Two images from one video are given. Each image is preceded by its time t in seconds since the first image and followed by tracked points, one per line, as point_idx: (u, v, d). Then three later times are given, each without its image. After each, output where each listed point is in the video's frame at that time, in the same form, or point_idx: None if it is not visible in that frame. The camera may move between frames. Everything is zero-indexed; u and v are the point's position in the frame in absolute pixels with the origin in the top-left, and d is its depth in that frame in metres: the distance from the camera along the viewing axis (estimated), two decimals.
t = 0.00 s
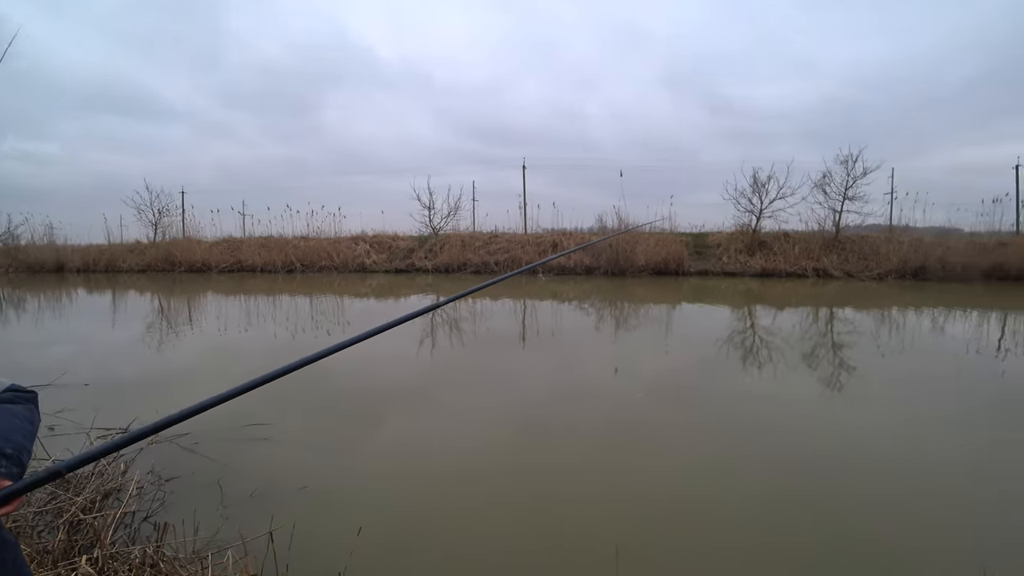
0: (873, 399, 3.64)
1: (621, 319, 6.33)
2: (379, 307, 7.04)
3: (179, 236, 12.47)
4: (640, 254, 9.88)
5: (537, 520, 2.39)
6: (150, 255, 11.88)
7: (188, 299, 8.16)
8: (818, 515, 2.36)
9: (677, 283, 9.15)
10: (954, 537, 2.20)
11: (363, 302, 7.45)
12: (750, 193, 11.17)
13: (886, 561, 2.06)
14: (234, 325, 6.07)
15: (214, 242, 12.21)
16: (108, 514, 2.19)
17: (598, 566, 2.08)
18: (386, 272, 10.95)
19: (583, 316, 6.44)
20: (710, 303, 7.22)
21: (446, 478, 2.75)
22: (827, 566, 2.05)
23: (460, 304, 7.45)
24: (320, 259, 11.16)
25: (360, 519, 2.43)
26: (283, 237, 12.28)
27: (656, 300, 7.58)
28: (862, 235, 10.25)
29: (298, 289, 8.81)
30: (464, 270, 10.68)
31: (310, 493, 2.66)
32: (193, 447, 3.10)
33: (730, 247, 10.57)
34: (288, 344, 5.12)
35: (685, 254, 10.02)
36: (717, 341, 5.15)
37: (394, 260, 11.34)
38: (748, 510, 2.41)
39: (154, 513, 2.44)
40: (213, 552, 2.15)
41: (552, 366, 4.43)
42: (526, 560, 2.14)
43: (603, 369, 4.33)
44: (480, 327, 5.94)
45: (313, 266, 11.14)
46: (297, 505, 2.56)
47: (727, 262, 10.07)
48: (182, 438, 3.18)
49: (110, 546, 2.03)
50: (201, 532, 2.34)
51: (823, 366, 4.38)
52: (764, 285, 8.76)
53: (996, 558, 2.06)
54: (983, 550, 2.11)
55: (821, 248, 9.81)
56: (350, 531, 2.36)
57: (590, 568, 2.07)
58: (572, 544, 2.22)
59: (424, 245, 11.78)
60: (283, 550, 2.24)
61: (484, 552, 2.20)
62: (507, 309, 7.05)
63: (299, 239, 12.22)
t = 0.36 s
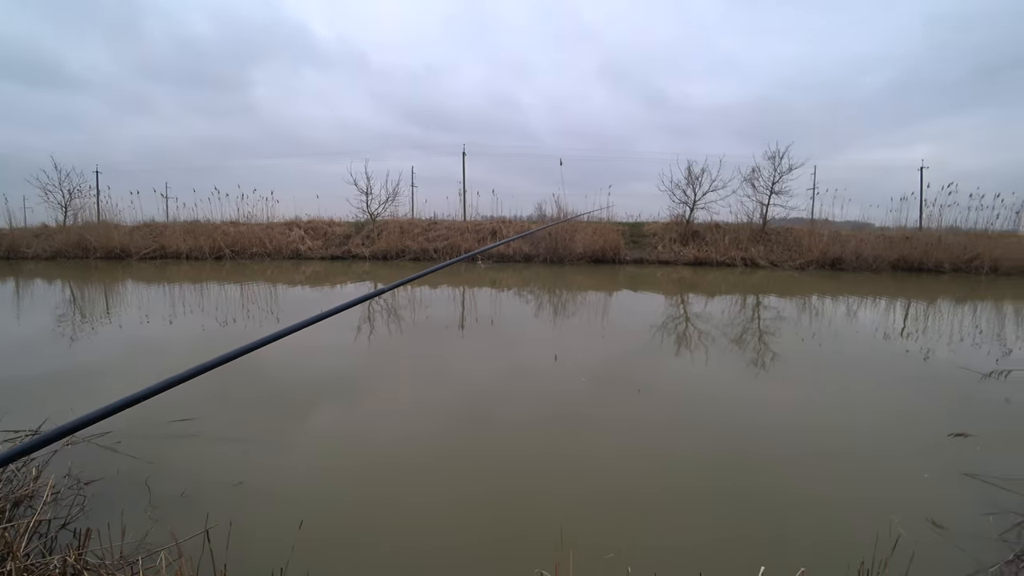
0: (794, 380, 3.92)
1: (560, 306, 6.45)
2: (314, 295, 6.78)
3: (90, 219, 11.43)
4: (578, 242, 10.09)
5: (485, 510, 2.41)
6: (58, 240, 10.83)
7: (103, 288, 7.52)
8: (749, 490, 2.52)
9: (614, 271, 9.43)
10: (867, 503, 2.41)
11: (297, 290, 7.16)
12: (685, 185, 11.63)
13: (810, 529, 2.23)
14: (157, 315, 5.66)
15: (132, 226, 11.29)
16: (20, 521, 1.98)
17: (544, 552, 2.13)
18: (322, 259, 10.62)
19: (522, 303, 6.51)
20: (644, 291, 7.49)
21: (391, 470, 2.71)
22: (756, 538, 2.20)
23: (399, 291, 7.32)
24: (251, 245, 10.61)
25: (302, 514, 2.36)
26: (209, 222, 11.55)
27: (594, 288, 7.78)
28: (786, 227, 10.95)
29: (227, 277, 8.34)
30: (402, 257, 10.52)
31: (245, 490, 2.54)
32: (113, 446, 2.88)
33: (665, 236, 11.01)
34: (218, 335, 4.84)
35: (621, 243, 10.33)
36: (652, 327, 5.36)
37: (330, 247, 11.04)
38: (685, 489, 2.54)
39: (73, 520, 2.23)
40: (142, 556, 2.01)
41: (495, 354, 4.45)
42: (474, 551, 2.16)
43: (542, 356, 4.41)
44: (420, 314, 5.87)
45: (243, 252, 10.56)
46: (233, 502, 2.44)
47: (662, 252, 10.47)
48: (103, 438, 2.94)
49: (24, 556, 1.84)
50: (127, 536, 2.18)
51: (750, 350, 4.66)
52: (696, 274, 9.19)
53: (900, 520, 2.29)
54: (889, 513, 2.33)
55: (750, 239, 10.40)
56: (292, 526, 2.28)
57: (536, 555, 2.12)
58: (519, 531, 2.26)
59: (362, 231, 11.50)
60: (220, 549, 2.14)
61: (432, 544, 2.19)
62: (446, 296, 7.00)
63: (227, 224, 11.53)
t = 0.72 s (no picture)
0: (729, 360, 4.14)
1: (504, 291, 6.50)
2: (251, 284, 6.48)
3: None
4: (522, 228, 10.14)
5: (432, 492, 2.41)
6: None
7: (12, 280, 6.86)
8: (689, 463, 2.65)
9: (558, 257, 9.59)
10: (793, 470, 2.60)
11: (234, 279, 6.82)
12: (627, 173, 11.93)
13: (745, 497, 2.38)
14: (77, 308, 5.23)
15: (42, 212, 10.35)
16: None
17: (491, 530, 2.17)
18: (259, 246, 10.20)
19: (468, 289, 6.51)
20: (587, 276, 7.67)
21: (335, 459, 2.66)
22: (694, 506, 2.32)
23: (341, 278, 7.14)
24: (181, 231, 9.99)
25: (244, 509, 2.29)
26: (133, 208, 10.75)
27: (539, 273, 7.88)
28: (723, 215, 11.46)
29: (155, 266, 7.81)
30: (344, 244, 10.25)
31: (183, 488, 2.43)
32: (29, 449, 2.66)
33: (608, 223, 11.29)
34: (148, 328, 4.55)
35: (565, 229, 10.51)
36: (596, 311, 5.49)
37: (268, 234, 10.59)
38: (627, 463, 2.64)
39: None
40: (71, 564, 1.88)
41: (443, 341, 4.43)
42: (422, 531, 2.16)
43: (488, 341, 4.44)
44: (364, 301, 5.75)
45: (174, 240, 9.92)
46: (169, 501, 2.33)
47: (605, 238, 10.72)
48: (20, 441, 2.72)
49: None
50: (52, 544, 2.03)
51: (689, 332, 4.88)
52: (637, 259, 9.49)
53: (822, 484, 2.48)
54: (813, 478, 2.53)
55: (688, 226, 10.84)
56: (234, 522, 2.21)
57: (483, 533, 2.15)
58: (467, 512, 2.28)
59: (302, 217, 11.12)
60: (158, 551, 2.04)
61: (379, 528, 2.18)
62: (390, 283, 6.89)
63: (154, 210, 10.78)
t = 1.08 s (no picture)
0: (683, 343, 4.29)
1: (461, 277, 6.49)
2: (199, 271, 6.20)
3: None
4: (479, 214, 10.11)
5: (392, 480, 2.42)
6: None
7: None
8: (644, 444, 2.75)
9: (515, 242, 9.63)
10: (741, 447, 2.75)
11: (180, 266, 6.50)
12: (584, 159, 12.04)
13: (695, 474, 2.50)
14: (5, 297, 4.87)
15: None
16: None
17: (449, 516, 2.20)
18: (206, 232, 9.77)
19: (424, 275, 6.47)
20: (544, 261, 7.74)
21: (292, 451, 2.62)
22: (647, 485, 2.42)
23: (294, 265, 6.94)
24: (119, 216, 9.41)
25: (194, 506, 2.23)
26: (64, 190, 10.03)
27: (496, 258, 7.90)
28: (677, 202, 11.78)
29: (92, 253, 7.36)
30: (296, 229, 9.94)
31: (129, 486, 2.33)
32: None
33: (564, 208, 11.39)
34: (87, 318, 4.30)
35: (522, 215, 10.56)
36: (552, 296, 5.57)
37: (215, 219, 10.15)
38: (585, 446, 2.71)
39: None
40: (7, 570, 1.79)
41: (402, 328, 4.40)
42: (382, 521, 2.17)
43: (445, 328, 4.44)
44: (319, 288, 5.61)
45: (114, 225, 9.35)
46: (114, 500, 2.24)
47: (561, 223, 10.84)
48: None
49: None
50: None
51: (644, 317, 5.02)
52: (593, 245, 9.64)
53: (768, 459, 2.63)
54: (761, 455, 2.67)
55: (642, 212, 11.08)
56: (186, 519, 2.15)
57: (442, 519, 2.18)
58: (427, 499, 2.30)
59: (251, 201, 10.72)
60: (103, 552, 1.97)
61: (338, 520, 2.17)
62: (345, 269, 6.75)
63: (89, 193, 10.11)
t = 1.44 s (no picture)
0: (656, 331, 4.37)
1: (436, 267, 6.46)
2: (165, 266, 6.02)
3: None
4: (452, 204, 10.06)
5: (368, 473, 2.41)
6: None
7: None
8: (617, 432, 2.79)
9: (489, 232, 9.61)
10: (711, 432, 2.82)
11: (145, 262, 6.30)
12: (558, 148, 12.06)
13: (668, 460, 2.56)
14: None
15: None
16: None
17: (425, 507, 2.20)
18: (173, 226, 9.47)
19: (399, 266, 6.41)
20: (519, 251, 7.76)
21: (263, 447, 2.58)
22: (620, 471, 2.46)
23: (264, 258, 6.80)
24: (80, 211, 9.05)
25: (163, 507, 2.18)
26: (18, 185, 9.59)
27: (470, 249, 7.88)
28: (649, 191, 11.93)
29: (50, 249, 7.07)
30: (267, 221, 9.72)
31: (95, 490, 2.27)
32: None
33: (538, 198, 11.41)
34: (48, 318, 4.15)
35: (496, 205, 10.54)
36: (528, 286, 5.60)
37: (181, 213, 9.86)
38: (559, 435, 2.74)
39: None
40: None
41: (376, 321, 4.36)
42: (356, 514, 2.15)
43: (421, 319, 4.42)
44: (290, 282, 5.51)
45: (74, 220, 8.99)
46: (77, 506, 2.18)
47: (535, 212, 10.86)
48: None
49: None
50: None
51: (619, 304, 5.09)
52: (568, 234, 9.69)
53: (738, 443, 2.71)
54: (732, 438, 2.75)
55: (615, 201, 11.19)
56: (153, 520, 2.11)
57: (417, 509, 2.18)
58: (401, 490, 2.30)
59: (219, 193, 10.44)
60: (65, 558, 1.91)
61: (309, 515, 2.15)
62: (318, 261, 6.65)
63: (45, 186, 9.68)
